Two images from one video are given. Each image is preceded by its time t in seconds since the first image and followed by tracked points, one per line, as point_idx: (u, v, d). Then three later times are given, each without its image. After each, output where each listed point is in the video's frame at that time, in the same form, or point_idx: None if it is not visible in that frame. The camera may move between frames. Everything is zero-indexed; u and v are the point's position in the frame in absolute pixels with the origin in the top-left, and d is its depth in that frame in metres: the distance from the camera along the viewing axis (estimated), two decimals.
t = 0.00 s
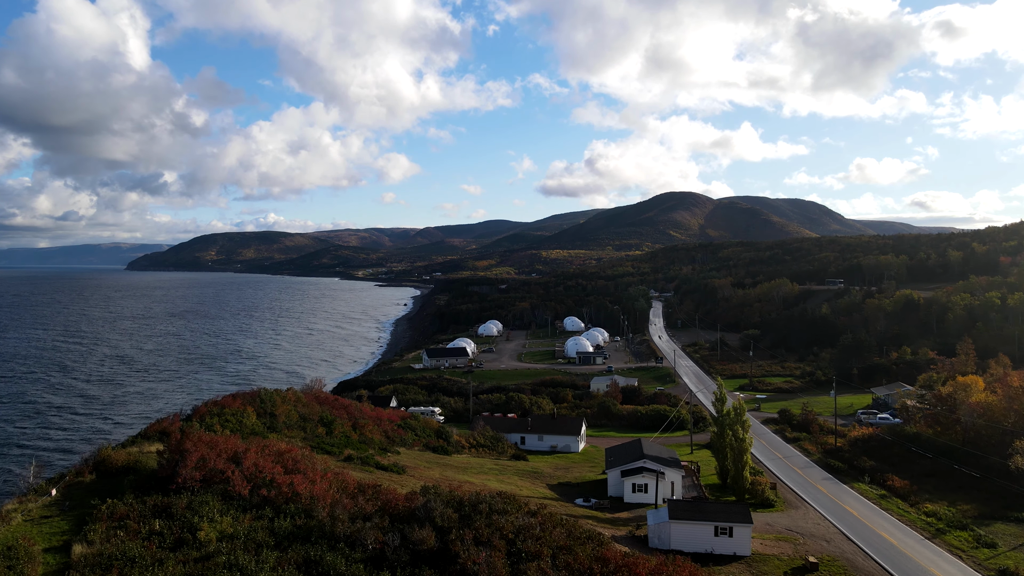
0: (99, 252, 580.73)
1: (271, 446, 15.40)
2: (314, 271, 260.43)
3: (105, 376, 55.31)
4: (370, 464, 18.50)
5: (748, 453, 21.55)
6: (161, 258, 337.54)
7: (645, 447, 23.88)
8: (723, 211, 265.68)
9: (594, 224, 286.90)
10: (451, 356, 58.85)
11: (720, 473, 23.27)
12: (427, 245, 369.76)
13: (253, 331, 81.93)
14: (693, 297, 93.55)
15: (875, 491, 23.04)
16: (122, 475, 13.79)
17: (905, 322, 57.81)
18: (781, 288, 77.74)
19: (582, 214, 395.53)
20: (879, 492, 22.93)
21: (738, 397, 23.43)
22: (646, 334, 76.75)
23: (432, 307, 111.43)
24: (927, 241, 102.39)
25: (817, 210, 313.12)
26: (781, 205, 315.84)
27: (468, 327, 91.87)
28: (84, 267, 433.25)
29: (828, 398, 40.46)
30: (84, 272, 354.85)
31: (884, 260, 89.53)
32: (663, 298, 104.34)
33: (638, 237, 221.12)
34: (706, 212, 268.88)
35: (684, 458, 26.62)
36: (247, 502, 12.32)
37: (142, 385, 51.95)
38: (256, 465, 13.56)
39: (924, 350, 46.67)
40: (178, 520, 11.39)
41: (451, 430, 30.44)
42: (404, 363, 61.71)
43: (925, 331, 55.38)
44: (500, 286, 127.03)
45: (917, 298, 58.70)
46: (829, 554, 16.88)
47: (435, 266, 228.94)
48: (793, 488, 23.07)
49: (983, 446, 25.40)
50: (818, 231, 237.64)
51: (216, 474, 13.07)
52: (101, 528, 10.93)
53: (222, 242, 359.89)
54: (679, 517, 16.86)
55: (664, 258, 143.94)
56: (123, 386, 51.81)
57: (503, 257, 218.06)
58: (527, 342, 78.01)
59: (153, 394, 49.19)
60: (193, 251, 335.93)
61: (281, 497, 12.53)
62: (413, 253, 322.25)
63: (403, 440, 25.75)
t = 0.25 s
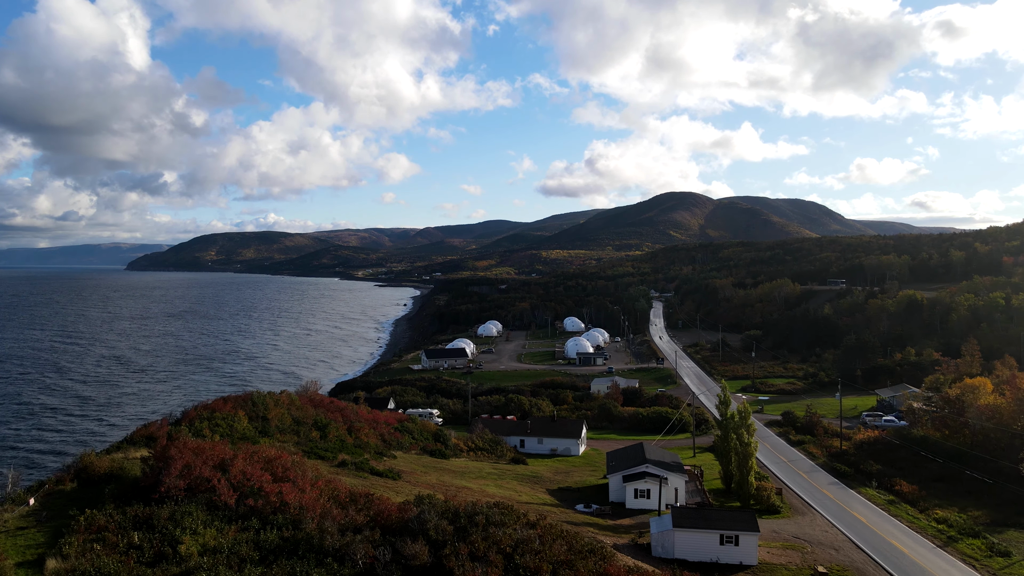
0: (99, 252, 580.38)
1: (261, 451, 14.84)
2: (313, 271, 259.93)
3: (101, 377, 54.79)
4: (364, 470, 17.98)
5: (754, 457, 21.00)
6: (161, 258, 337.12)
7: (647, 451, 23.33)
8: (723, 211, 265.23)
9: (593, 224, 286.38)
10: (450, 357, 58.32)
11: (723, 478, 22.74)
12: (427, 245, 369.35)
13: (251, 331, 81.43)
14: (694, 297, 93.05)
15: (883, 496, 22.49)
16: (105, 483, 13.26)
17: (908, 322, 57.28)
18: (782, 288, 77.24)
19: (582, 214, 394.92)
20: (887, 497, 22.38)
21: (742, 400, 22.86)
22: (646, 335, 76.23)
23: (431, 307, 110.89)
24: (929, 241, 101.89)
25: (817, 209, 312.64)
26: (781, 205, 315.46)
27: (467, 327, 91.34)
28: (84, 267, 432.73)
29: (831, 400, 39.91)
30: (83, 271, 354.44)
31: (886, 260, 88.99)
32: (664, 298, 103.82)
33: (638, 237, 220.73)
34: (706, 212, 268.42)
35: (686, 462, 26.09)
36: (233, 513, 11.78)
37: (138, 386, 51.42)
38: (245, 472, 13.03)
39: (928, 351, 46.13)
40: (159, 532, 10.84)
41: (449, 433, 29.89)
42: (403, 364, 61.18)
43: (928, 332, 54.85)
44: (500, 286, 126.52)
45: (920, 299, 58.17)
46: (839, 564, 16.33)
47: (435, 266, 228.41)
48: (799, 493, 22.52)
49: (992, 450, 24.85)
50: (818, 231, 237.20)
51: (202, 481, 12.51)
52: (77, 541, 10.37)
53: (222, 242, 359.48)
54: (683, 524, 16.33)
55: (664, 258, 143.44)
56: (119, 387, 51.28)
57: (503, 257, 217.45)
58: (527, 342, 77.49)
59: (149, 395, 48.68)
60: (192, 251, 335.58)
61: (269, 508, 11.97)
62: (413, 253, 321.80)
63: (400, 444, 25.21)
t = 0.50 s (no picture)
0: (99, 252, 580.20)
1: (249, 458, 14.26)
2: (313, 271, 259.46)
3: (96, 378, 54.25)
4: (358, 476, 17.45)
5: (759, 462, 20.43)
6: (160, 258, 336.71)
7: (649, 455, 22.76)
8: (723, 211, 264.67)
9: (594, 224, 285.84)
10: (449, 357, 57.76)
11: (728, 483, 22.17)
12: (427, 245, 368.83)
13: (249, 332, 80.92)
14: (695, 297, 92.49)
15: (891, 502, 21.92)
16: (86, 492, 12.70)
17: (911, 323, 56.73)
18: (783, 288, 76.68)
19: (582, 214, 394.27)
20: (896, 503, 21.84)
21: (747, 403, 22.30)
22: (647, 335, 75.67)
23: (431, 307, 110.33)
24: (930, 241, 101.34)
25: (817, 210, 311.88)
26: (781, 205, 314.94)
27: (467, 328, 90.76)
28: (84, 267, 432.31)
29: (835, 402, 39.34)
30: (83, 271, 354.01)
31: (888, 260, 88.40)
32: (664, 298, 103.25)
33: (638, 237, 220.22)
34: (707, 212, 267.89)
35: (689, 466, 25.52)
36: (218, 525, 11.23)
37: (133, 387, 50.85)
38: (232, 480, 12.47)
39: (932, 352, 45.58)
40: (138, 546, 10.28)
41: (447, 436, 29.32)
42: (401, 364, 60.61)
43: (931, 332, 54.28)
44: (499, 286, 125.98)
45: (923, 299, 57.63)
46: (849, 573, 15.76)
47: (435, 266, 227.82)
48: (806, 498, 21.95)
49: (1002, 454, 24.29)
50: (819, 231, 236.63)
51: (186, 490, 11.96)
52: (51, 556, 9.81)
53: (222, 242, 358.97)
54: (688, 533, 15.79)
55: (664, 258, 142.88)
56: (114, 388, 50.72)
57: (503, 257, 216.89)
58: (526, 343, 76.93)
59: (144, 396, 48.14)
60: (192, 251, 335.14)
61: (256, 519, 11.44)
62: (413, 253, 321.31)
63: (397, 447, 24.66)
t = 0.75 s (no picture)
0: (99, 252, 579.95)
1: (237, 465, 13.71)
2: (313, 271, 258.98)
3: (91, 379, 53.76)
4: (352, 483, 16.90)
5: (765, 468, 19.87)
6: (160, 258, 336.25)
7: (652, 460, 22.17)
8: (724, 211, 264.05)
9: (594, 224, 285.32)
10: (448, 358, 57.22)
11: (732, 488, 21.61)
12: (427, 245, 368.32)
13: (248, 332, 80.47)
14: (696, 297, 91.94)
15: (899, 508, 21.38)
16: (66, 501, 12.16)
17: (914, 323, 56.17)
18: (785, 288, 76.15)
19: (582, 214, 393.62)
20: (904, 508, 21.29)
21: (752, 406, 21.74)
22: (648, 336, 75.11)
23: (431, 307, 109.76)
24: (932, 240, 100.71)
25: (817, 210, 311.16)
26: (781, 205, 314.35)
27: (466, 328, 90.21)
28: (84, 267, 431.97)
29: (839, 404, 38.78)
30: (83, 271, 353.53)
31: (890, 260, 87.80)
32: (665, 298, 102.66)
33: (638, 237, 219.66)
34: (707, 212, 267.33)
35: (692, 470, 24.97)
36: (201, 538, 10.69)
37: (128, 388, 50.32)
38: (217, 489, 11.92)
39: (936, 353, 45.04)
40: (114, 561, 9.75)
41: (445, 439, 28.76)
42: (400, 365, 60.05)
43: (935, 332, 53.71)
44: (499, 286, 125.43)
45: (926, 299, 57.07)
46: None
47: (435, 266, 227.29)
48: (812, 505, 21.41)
49: (1011, 457, 23.77)
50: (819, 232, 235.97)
51: (170, 501, 11.40)
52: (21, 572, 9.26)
53: (221, 242, 358.43)
54: (693, 542, 15.21)
55: (665, 258, 142.29)
56: (109, 389, 50.19)
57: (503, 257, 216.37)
58: (526, 343, 76.37)
59: (139, 397, 47.62)
60: (192, 251, 334.68)
61: (241, 531, 10.90)
62: (413, 253, 320.73)
63: (393, 451, 24.12)
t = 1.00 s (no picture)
0: (99, 252, 579.62)
1: (224, 473, 13.17)
2: (312, 271, 258.44)
3: (87, 380, 53.28)
4: (345, 489, 16.37)
5: (771, 473, 19.29)
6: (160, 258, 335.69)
7: (654, 465, 21.60)
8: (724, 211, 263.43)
9: (594, 223, 284.71)
10: (447, 359, 56.70)
11: (736, 493, 21.04)
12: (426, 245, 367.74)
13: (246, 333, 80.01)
14: (696, 297, 91.42)
15: (908, 514, 20.84)
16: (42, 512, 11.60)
17: (917, 324, 55.61)
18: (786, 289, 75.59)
19: (582, 214, 392.92)
20: (913, 515, 20.75)
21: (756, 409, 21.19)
22: (648, 336, 74.57)
23: (430, 308, 109.20)
24: (934, 240, 100.10)
25: (817, 210, 310.52)
26: (781, 205, 313.72)
27: (466, 328, 89.66)
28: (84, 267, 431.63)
29: (843, 406, 38.23)
30: (83, 271, 353.05)
31: (892, 260, 87.21)
32: (665, 298, 102.10)
33: (638, 237, 219.07)
34: (708, 212, 266.79)
35: (694, 474, 24.42)
36: (182, 552, 10.14)
37: (123, 389, 49.77)
38: (200, 499, 11.36)
39: (941, 354, 44.48)
40: None
41: (442, 442, 28.22)
42: (399, 366, 59.51)
43: (938, 333, 53.14)
44: (499, 286, 124.87)
45: (929, 300, 56.52)
46: None
47: (434, 266, 226.84)
48: (819, 511, 20.84)
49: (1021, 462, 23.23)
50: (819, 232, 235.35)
51: (151, 512, 10.83)
52: None
53: (221, 242, 357.57)
54: (698, 552, 14.68)
55: (665, 258, 141.69)
56: (104, 390, 49.70)
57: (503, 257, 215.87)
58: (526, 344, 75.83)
59: (134, 398, 47.11)
60: (191, 251, 334.07)
61: (225, 544, 10.38)
62: (413, 253, 320.13)
63: (389, 455, 23.57)
